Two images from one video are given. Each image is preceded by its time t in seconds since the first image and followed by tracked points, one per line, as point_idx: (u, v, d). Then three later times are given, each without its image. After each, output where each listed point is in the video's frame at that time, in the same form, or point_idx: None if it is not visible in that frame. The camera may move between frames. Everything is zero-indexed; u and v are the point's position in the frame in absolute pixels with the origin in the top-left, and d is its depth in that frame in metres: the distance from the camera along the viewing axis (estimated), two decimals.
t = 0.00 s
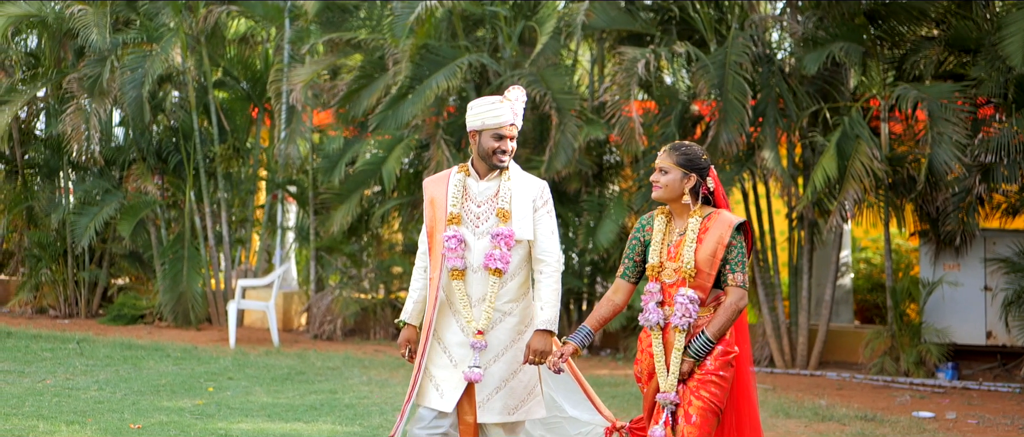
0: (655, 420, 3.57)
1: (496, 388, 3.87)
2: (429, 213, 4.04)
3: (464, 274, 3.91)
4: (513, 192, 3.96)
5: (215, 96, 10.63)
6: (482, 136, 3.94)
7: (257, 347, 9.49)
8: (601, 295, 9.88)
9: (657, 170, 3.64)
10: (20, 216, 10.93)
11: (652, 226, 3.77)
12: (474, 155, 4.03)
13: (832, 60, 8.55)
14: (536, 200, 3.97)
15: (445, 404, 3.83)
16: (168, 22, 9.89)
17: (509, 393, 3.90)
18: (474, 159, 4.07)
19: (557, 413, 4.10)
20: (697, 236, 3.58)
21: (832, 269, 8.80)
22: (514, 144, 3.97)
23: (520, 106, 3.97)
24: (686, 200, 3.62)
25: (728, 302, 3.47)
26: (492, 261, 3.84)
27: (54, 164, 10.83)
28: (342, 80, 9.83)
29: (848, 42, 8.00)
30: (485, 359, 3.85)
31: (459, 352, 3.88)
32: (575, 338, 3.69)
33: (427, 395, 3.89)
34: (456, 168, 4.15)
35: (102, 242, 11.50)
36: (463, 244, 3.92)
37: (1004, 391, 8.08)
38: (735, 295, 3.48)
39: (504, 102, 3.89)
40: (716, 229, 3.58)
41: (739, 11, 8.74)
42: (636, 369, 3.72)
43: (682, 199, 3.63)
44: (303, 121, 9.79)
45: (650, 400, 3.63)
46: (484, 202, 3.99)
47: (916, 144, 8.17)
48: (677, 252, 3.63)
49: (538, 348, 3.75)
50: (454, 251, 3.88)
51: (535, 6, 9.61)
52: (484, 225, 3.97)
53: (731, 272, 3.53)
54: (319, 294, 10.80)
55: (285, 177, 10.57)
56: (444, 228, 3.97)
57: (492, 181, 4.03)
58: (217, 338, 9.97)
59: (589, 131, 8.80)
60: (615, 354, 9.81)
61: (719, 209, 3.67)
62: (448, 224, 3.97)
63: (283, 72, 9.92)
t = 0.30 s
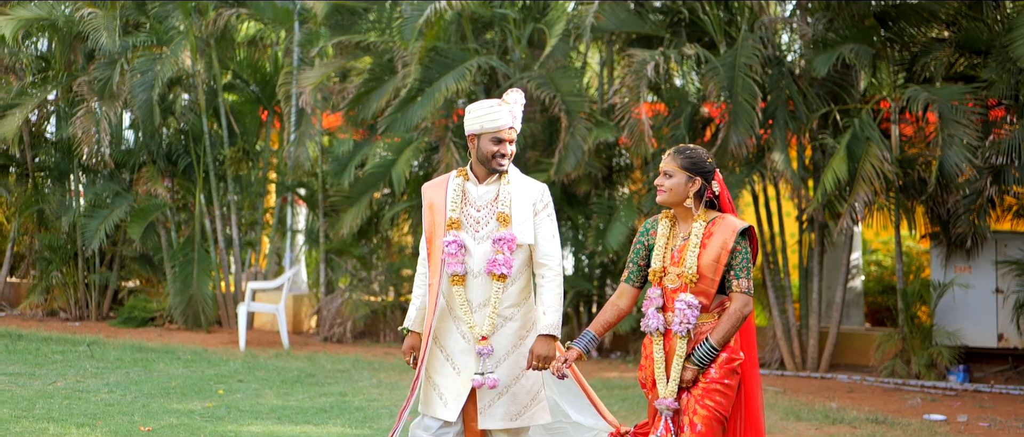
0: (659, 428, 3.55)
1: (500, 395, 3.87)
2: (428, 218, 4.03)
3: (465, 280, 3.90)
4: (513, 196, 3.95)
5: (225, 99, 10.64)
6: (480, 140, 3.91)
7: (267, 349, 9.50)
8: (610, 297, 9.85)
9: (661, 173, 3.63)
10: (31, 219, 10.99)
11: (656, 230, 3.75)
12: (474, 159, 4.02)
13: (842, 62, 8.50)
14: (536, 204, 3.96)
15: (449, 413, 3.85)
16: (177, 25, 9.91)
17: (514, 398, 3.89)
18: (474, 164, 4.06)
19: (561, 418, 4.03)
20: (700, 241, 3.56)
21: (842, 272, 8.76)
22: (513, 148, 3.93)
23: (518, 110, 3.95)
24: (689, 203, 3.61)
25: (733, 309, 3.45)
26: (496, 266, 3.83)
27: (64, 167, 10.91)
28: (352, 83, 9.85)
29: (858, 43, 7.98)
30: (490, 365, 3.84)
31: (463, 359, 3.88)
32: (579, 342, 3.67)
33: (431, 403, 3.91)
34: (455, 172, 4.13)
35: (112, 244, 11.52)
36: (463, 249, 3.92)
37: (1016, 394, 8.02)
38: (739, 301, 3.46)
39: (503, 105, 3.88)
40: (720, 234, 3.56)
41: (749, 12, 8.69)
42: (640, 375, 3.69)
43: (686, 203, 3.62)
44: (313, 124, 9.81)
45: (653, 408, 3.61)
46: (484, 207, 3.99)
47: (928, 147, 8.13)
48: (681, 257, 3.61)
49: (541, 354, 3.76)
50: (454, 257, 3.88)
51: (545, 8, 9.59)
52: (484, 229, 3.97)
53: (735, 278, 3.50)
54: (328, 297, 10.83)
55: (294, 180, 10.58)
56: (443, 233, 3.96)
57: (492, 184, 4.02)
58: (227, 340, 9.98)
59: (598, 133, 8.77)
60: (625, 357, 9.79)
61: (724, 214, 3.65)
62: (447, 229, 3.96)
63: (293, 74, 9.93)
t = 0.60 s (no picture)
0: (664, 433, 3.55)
1: (505, 400, 3.85)
2: (429, 222, 4.02)
3: (467, 284, 3.90)
4: (514, 198, 3.93)
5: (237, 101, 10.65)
6: (481, 143, 3.89)
7: (280, 350, 9.51)
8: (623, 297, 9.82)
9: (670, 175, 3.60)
10: (45, 220, 11.18)
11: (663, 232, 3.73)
12: (474, 162, 4.00)
13: (855, 62, 8.46)
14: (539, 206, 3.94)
15: (456, 421, 3.86)
16: (190, 26, 9.92)
17: (520, 402, 3.88)
18: (474, 166, 4.05)
19: (568, 421, 4.07)
20: (707, 244, 3.54)
21: (855, 272, 8.70)
22: (514, 149, 3.92)
23: (517, 111, 3.95)
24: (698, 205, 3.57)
25: (740, 314, 3.42)
26: (499, 270, 3.82)
27: (77, 168, 10.97)
28: (364, 84, 9.84)
29: (871, 43, 7.93)
30: (494, 369, 3.83)
31: (467, 364, 3.88)
32: (587, 346, 3.64)
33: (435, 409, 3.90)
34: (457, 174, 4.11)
35: (125, 246, 11.56)
36: (464, 253, 3.91)
37: None
38: (746, 306, 3.42)
39: (502, 107, 3.86)
40: (728, 237, 3.53)
41: (761, 12, 8.64)
42: (646, 379, 3.67)
43: (694, 204, 3.58)
44: (326, 124, 9.81)
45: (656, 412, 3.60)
46: (485, 210, 3.98)
47: (941, 147, 8.08)
48: (688, 259, 3.59)
49: (549, 358, 3.75)
50: (454, 261, 3.87)
51: (557, 8, 9.55)
52: (486, 232, 3.95)
53: (742, 282, 3.48)
54: (341, 297, 10.87)
55: (307, 181, 10.60)
56: (444, 237, 3.95)
57: (494, 186, 4.00)
58: (240, 341, 10.00)
59: (610, 134, 8.74)
60: (638, 358, 9.75)
61: (732, 216, 3.62)
62: (448, 232, 3.95)
63: (305, 76, 9.94)
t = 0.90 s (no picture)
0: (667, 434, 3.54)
1: (507, 401, 3.86)
2: (427, 224, 3.99)
3: (467, 286, 3.87)
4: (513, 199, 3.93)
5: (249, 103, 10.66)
6: (478, 143, 3.89)
7: (292, 351, 9.52)
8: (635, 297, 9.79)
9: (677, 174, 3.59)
10: (57, 221, 11.25)
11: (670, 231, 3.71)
12: (471, 162, 4.00)
13: (866, 62, 8.43)
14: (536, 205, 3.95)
15: (460, 425, 3.85)
16: (201, 27, 9.94)
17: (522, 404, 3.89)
18: (470, 166, 4.04)
19: (571, 421, 4.05)
20: (714, 243, 3.51)
21: (868, 272, 8.65)
22: (511, 149, 3.91)
23: (513, 110, 3.96)
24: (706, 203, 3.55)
25: (744, 314, 3.40)
26: (499, 271, 3.81)
27: (89, 170, 11.01)
28: (375, 85, 9.84)
29: (883, 43, 7.91)
30: (498, 372, 3.83)
31: (469, 367, 3.87)
32: (595, 347, 3.67)
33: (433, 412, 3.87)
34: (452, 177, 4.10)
35: (138, 246, 11.59)
36: (464, 255, 3.88)
37: None
38: (751, 307, 3.41)
39: (499, 106, 3.86)
40: (736, 236, 3.50)
41: (773, 11, 8.59)
42: (649, 379, 3.66)
43: (702, 203, 3.57)
44: (337, 125, 9.81)
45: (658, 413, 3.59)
46: (484, 210, 3.96)
47: (953, 146, 8.00)
48: (694, 258, 3.57)
49: (557, 359, 3.76)
50: (456, 264, 3.84)
51: (568, 8, 9.53)
52: (485, 233, 3.94)
53: (748, 282, 3.45)
54: (353, 298, 10.88)
55: (318, 182, 10.62)
56: (444, 239, 3.92)
57: (490, 187, 3.99)
58: (252, 341, 10.01)
59: (621, 134, 8.70)
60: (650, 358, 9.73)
61: (740, 215, 3.59)
62: (447, 234, 3.92)
63: (316, 77, 9.94)
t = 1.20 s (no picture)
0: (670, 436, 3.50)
1: (507, 399, 3.85)
2: (424, 221, 4.00)
3: (464, 283, 3.87)
4: (511, 194, 3.92)
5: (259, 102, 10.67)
6: (474, 139, 3.90)
7: (303, 351, 9.52)
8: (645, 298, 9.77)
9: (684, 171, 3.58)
10: (68, 222, 11.28)
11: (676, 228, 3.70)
12: (467, 158, 4.00)
13: (877, 61, 8.38)
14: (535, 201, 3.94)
15: (462, 424, 3.83)
16: (212, 28, 9.95)
17: (523, 402, 3.86)
18: (467, 163, 4.04)
19: (572, 417, 4.29)
20: (721, 241, 3.50)
21: (879, 272, 8.61)
22: (507, 144, 3.91)
23: (509, 104, 3.93)
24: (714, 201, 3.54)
25: (751, 314, 3.38)
26: (495, 267, 3.80)
27: (101, 170, 11.06)
28: (386, 85, 9.84)
29: (894, 42, 7.88)
30: (496, 369, 3.81)
31: (468, 365, 3.85)
32: (600, 345, 3.68)
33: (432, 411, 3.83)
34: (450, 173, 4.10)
35: (149, 247, 11.61)
36: (461, 251, 3.88)
37: None
38: (758, 306, 3.39)
39: (493, 102, 3.85)
40: (742, 234, 3.49)
41: (783, 11, 8.56)
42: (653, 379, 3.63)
43: (709, 200, 3.55)
44: (347, 126, 9.81)
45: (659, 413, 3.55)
46: (481, 206, 3.96)
47: (965, 146, 7.94)
48: (700, 256, 3.55)
49: (562, 358, 3.80)
50: (452, 260, 3.84)
51: (578, 9, 9.51)
52: (482, 230, 3.93)
53: (755, 281, 3.44)
54: (364, 298, 10.88)
55: (328, 182, 10.64)
56: (441, 236, 3.93)
57: (488, 183, 3.99)
58: (263, 342, 10.02)
59: (631, 133, 8.68)
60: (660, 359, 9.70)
61: (748, 213, 3.57)
62: (444, 231, 3.92)
63: (327, 77, 9.94)
